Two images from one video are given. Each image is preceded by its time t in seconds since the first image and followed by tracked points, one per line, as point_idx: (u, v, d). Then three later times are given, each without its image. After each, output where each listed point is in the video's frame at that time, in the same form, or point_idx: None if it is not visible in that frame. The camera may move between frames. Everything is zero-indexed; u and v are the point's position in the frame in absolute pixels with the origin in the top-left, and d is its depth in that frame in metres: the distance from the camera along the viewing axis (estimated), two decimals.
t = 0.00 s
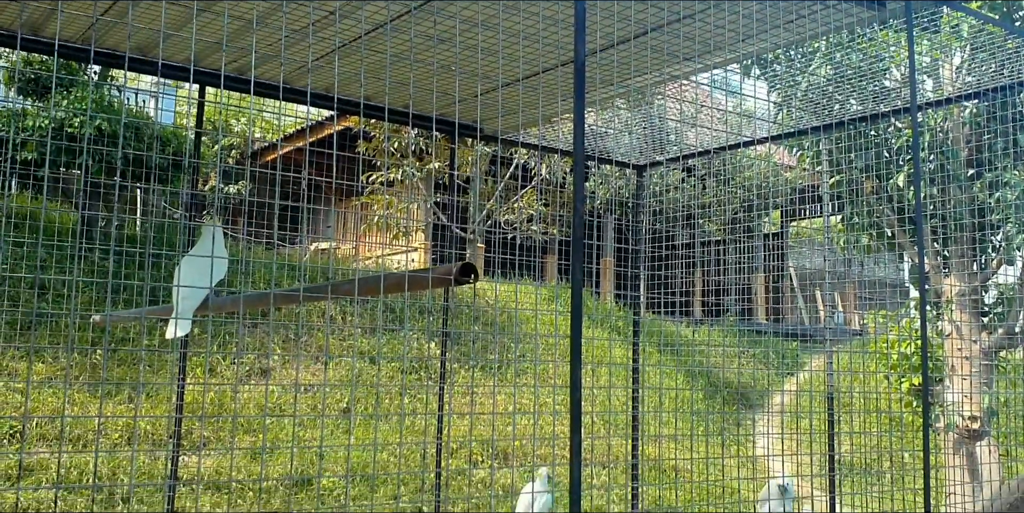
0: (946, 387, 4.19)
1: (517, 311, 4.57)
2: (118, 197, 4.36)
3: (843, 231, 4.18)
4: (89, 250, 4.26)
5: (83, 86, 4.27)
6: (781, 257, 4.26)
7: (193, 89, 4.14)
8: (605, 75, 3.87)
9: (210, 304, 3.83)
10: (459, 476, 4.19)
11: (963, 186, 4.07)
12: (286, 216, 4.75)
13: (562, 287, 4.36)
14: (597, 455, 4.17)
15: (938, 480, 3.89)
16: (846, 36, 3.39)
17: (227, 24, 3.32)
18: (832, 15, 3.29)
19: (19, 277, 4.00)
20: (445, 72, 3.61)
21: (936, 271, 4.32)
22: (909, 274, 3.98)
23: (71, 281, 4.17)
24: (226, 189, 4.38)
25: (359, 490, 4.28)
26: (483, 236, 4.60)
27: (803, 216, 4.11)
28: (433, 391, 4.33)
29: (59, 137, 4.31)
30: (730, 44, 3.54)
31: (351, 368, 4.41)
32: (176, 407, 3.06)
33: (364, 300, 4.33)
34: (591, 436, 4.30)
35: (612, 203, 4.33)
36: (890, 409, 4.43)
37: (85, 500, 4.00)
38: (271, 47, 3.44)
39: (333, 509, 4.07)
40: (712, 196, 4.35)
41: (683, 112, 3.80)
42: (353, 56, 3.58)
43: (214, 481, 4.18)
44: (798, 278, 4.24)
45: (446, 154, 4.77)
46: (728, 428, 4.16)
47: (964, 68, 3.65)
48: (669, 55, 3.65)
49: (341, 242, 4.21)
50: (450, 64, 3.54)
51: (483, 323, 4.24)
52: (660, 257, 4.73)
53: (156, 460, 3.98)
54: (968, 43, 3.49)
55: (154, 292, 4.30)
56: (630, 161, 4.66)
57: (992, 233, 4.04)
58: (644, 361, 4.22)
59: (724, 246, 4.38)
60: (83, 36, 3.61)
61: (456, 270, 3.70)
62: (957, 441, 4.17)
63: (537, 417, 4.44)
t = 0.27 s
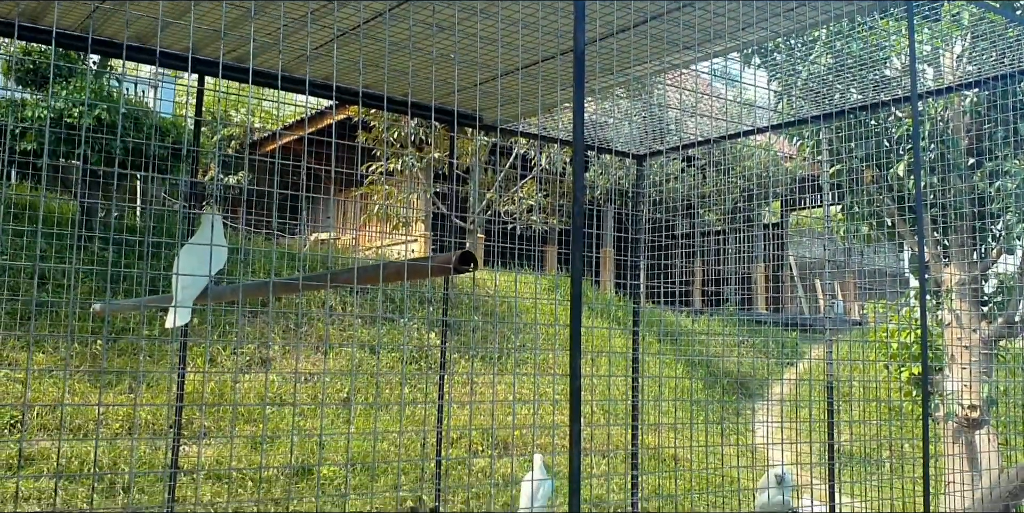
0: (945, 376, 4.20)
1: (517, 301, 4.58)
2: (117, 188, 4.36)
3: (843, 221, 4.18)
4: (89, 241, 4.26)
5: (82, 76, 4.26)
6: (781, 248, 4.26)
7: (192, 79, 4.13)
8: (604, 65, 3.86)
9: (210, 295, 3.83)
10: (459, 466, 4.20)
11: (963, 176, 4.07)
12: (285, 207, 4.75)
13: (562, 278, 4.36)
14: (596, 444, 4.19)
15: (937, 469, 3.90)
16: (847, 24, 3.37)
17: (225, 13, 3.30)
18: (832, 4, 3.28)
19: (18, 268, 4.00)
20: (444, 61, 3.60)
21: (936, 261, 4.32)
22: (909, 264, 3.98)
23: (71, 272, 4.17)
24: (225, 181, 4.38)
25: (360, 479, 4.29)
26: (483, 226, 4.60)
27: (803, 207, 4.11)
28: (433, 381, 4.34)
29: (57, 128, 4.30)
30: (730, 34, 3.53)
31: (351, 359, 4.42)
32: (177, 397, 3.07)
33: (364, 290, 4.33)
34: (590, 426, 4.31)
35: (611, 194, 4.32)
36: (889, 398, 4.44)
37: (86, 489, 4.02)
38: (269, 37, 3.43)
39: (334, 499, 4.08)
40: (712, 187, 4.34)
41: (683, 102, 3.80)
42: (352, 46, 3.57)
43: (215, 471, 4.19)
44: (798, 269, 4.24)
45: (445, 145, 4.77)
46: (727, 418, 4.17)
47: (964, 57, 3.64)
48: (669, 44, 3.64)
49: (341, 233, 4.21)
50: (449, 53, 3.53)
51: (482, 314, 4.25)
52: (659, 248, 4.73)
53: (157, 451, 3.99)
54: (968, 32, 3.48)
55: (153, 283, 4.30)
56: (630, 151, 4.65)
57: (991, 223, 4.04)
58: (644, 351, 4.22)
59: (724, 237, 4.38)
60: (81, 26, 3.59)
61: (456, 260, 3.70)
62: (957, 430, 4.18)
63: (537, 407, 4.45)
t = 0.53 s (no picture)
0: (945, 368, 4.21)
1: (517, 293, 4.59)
2: (117, 180, 4.36)
3: (843, 214, 4.17)
4: (88, 233, 4.26)
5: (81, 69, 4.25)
6: (781, 240, 4.26)
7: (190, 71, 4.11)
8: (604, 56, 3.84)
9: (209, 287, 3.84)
10: (459, 457, 4.22)
11: (964, 168, 4.06)
12: (285, 199, 4.74)
13: (562, 270, 4.36)
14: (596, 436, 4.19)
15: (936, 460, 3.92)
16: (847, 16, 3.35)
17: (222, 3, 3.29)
18: None
19: (17, 260, 4.01)
20: (443, 53, 3.58)
21: (936, 252, 4.31)
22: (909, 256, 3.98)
23: (70, 264, 4.18)
24: (224, 173, 4.37)
25: (361, 470, 4.31)
26: (483, 219, 4.60)
27: (803, 199, 4.10)
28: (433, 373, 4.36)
29: (56, 120, 4.30)
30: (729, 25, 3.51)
31: (351, 350, 4.44)
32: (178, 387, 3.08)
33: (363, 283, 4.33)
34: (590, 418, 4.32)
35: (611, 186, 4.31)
36: (888, 390, 4.46)
37: (88, 479, 4.05)
38: (267, 28, 3.42)
39: (335, 489, 4.11)
40: (712, 179, 4.34)
41: (683, 94, 3.78)
42: (350, 37, 3.55)
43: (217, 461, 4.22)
44: (798, 261, 4.24)
45: (445, 136, 4.75)
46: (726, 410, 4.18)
47: (965, 49, 3.62)
48: (668, 36, 3.63)
49: (340, 226, 4.20)
50: (447, 44, 3.51)
51: (482, 306, 4.25)
52: (660, 240, 4.73)
53: (157, 442, 4.00)
54: (969, 24, 3.46)
55: (153, 275, 4.30)
56: (630, 143, 4.64)
57: (991, 215, 4.04)
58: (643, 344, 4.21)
59: (724, 229, 4.38)
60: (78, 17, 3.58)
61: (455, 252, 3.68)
62: (956, 422, 4.19)
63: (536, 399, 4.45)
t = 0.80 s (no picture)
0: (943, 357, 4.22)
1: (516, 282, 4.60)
2: (116, 169, 4.36)
3: (843, 203, 4.18)
4: (88, 222, 4.27)
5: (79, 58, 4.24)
6: (781, 230, 4.27)
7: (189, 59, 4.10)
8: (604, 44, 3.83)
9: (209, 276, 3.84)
10: (458, 446, 4.24)
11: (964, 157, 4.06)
12: (284, 188, 4.74)
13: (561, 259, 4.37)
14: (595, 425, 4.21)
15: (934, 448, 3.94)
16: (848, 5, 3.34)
17: None
18: None
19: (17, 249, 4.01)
20: (443, 41, 3.57)
21: (936, 242, 4.32)
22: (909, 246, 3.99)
23: (70, 253, 4.19)
24: (224, 161, 4.37)
25: (361, 458, 4.33)
26: (483, 207, 4.59)
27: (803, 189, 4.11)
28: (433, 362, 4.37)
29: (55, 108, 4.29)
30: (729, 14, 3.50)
31: (351, 339, 4.45)
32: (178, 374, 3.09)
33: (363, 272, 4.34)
34: (589, 406, 4.34)
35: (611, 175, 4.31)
36: (886, 378, 4.48)
37: (89, 467, 4.07)
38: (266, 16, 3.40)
39: (334, 477, 4.14)
40: (712, 169, 4.34)
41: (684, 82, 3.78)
42: (349, 25, 3.54)
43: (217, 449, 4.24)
44: (798, 250, 4.25)
45: (445, 125, 4.75)
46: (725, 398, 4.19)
47: (966, 38, 3.61)
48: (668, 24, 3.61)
49: (340, 215, 4.20)
50: (447, 32, 3.50)
51: (482, 296, 4.26)
52: (660, 229, 4.73)
53: (157, 431, 4.01)
54: (970, 13, 3.44)
55: (152, 264, 4.30)
56: (631, 132, 4.63)
57: (992, 204, 4.05)
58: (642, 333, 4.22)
59: (725, 219, 4.38)
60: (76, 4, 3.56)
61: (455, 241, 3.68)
62: (954, 411, 4.21)
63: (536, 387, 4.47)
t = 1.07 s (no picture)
0: (943, 347, 4.23)
1: (516, 273, 4.60)
2: (116, 160, 4.36)
3: (843, 194, 4.18)
4: (88, 211, 4.27)
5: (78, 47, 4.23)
6: (781, 222, 4.27)
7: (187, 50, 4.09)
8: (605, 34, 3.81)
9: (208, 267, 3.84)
10: (458, 435, 4.26)
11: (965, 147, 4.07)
12: (284, 178, 4.74)
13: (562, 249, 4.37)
14: (595, 415, 4.22)
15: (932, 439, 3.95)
16: None
17: None
18: None
19: (16, 239, 4.01)
20: (442, 30, 3.56)
21: (936, 232, 4.33)
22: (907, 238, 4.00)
23: (70, 242, 4.19)
24: (223, 151, 4.37)
25: (361, 447, 4.34)
26: (483, 197, 4.59)
27: (803, 180, 4.12)
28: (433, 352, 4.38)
29: (54, 99, 4.29)
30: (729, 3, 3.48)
31: (350, 329, 4.45)
32: (178, 364, 3.10)
33: (363, 262, 4.34)
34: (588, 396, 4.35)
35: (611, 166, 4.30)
36: (885, 369, 4.49)
37: (89, 457, 4.09)
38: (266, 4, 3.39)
39: (334, 466, 4.18)
40: (712, 160, 4.33)
41: (684, 73, 3.76)
42: (349, 14, 3.53)
43: (218, 439, 4.25)
44: (798, 242, 4.25)
45: (445, 117, 4.74)
46: (724, 389, 4.21)
47: (967, 28, 3.59)
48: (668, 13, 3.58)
49: (339, 204, 4.20)
50: (446, 22, 3.49)
51: (482, 286, 4.26)
52: (659, 220, 4.73)
53: (157, 420, 4.02)
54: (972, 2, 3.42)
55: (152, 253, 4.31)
56: (631, 122, 4.62)
57: (991, 195, 4.06)
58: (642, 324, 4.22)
59: (725, 210, 4.39)
60: None
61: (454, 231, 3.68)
62: (953, 402, 4.22)
63: (536, 377, 4.49)
